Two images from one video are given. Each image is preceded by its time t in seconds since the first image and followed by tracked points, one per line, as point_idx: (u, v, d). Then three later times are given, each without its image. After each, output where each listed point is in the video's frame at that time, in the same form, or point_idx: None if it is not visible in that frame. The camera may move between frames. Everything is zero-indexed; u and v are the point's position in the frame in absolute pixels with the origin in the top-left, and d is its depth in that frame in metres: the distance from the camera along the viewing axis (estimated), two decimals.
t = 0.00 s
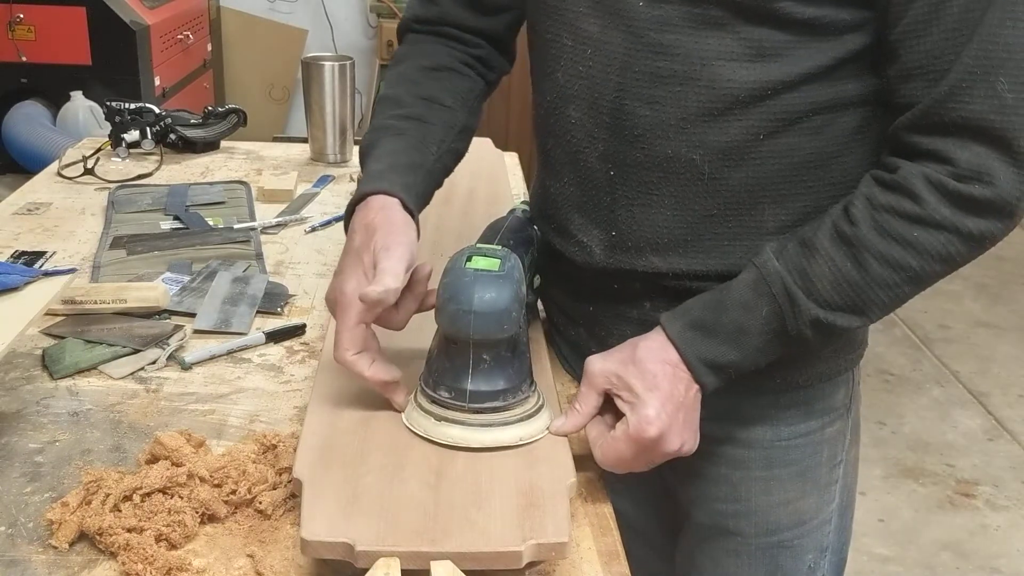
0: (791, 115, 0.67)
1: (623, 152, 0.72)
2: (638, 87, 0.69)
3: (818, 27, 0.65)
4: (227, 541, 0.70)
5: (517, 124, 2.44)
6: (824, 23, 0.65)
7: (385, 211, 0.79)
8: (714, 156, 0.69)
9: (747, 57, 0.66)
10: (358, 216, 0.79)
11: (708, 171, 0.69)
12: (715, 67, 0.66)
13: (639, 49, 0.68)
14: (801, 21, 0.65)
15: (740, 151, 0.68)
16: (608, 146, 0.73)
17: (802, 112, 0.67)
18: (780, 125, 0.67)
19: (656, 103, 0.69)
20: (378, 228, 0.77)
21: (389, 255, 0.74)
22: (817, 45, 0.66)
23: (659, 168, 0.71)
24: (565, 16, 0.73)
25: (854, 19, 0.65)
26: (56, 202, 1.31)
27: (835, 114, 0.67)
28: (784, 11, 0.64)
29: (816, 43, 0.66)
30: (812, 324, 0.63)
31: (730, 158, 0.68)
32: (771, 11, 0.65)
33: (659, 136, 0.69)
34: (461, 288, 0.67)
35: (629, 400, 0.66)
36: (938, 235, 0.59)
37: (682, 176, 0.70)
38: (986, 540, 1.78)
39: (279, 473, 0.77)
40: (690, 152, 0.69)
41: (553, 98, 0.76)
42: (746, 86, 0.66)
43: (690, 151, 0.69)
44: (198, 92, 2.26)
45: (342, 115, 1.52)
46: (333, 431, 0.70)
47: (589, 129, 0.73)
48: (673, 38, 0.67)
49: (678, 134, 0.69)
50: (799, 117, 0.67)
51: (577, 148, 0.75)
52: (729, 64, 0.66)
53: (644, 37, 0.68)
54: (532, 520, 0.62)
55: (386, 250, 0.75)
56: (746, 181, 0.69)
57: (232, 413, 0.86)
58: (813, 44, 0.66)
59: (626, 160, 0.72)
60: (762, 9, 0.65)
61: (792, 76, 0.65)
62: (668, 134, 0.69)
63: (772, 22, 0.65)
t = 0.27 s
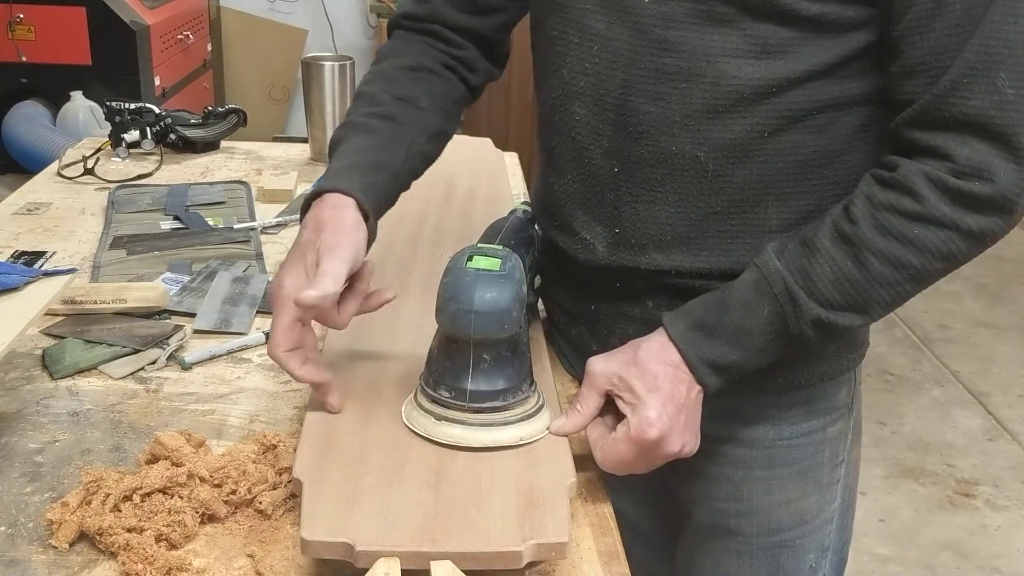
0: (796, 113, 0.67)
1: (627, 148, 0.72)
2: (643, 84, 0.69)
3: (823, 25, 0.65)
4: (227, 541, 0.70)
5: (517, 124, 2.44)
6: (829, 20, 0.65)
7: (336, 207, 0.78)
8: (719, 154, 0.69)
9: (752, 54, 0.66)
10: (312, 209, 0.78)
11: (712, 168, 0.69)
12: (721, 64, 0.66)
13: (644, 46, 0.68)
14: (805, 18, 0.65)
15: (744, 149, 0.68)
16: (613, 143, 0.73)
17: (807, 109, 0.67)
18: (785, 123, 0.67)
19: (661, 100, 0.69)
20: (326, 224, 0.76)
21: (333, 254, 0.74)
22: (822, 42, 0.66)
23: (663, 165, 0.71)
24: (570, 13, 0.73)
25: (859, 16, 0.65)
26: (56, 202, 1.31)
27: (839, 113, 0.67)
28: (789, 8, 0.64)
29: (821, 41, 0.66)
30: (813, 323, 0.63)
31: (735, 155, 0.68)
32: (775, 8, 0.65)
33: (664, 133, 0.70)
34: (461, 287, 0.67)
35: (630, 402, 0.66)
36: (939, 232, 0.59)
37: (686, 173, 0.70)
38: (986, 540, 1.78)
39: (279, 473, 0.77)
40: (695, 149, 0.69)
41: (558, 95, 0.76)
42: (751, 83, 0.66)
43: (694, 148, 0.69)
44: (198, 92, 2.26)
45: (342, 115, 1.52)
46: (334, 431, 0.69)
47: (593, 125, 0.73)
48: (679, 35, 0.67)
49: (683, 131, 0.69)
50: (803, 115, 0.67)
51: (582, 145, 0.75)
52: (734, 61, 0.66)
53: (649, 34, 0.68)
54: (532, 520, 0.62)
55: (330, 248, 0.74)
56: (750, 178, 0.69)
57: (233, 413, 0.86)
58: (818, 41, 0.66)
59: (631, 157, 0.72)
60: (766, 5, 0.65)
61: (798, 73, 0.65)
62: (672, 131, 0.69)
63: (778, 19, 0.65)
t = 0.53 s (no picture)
0: (797, 110, 0.67)
1: (628, 145, 0.72)
2: (645, 82, 0.69)
3: (824, 23, 0.65)
4: (227, 541, 0.70)
5: (517, 124, 2.44)
6: (830, 18, 0.65)
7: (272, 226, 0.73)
8: (719, 151, 0.69)
9: (753, 51, 0.66)
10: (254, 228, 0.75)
11: (713, 165, 0.69)
12: (722, 62, 0.66)
13: (646, 43, 0.68)
14: (806, 15, 0.65)
15: (745, 146, 0.68)
16: (614, 140, 0.73)
17: (808, 107, 0.67)
18: (786, 121, 0.67)
19: (663, 97, 0.69)
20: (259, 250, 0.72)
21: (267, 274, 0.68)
22: (824, 40, 0.66)
23: (664, 163, 0.71)
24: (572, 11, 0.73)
25: (860, 14, 0.64)
26: (56, 202, 1.31)
27: (840, 110, 0.67)
28: (790, 6, 0.64)
29: (822, 39, 0.65)
30: (813, 321, 0.63)
31: (736, 152, 0.68)
32: (776, 5, 0.65)
33: (665, 130, 0.70)
34: (461, 287, 0.67)
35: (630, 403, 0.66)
36: (938, 230, 0.59)
37: (687, 171, 0.70)
38: (986, 540, 1.78)
39: (279, 473, 0.77)
40: (696, 146, 0.69)
41: (559, 93, 0.76)
42: (752, 81, 0.66)
43: (695, 146, 0.69)
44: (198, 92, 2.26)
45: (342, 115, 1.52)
46: (334, 431, 0.69)
47: (594, 123, 0.73)
48: (680, 33, 0.67)
49: (684, 128, 0.69)
50: (804, 112, 0.67)
51: (583, 143, 0.75)
52: (736, 59, 0.66)
53: (650, 32, 0.68)
54: (532, 520, 0.62)
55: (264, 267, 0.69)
56: (751, 176, 0.69)
57: (233, 413, 0.86)
58: (820, 39, 0.66)
59: (631, 154, 0.72)
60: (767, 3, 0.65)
61: (799, 71, 0.65)
62: (673, 129, 0.69)
63: (779, 17, 0.65)
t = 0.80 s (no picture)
0: (797, 110, 0.67)
1: (628, 144, 0.72)
2: (645, 80, 0.69)
3: (823, 23, 0.65)
4: (227, 541, 0.70)
5: (517, 125, 2.44)
6: (830, 17, 0.65)
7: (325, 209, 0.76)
8: (719, 150, 0.69)
9: (753, 50, 0.66)
10: (301, 217, 0.77)
11: (713, 164, 0.69)
12: (722, 61, 0.66)
13: (646, 43, 0.68)
14: (805, 14, 0.65)
15: (745, 145, 0.68)
16: (614, 139, 0.73)
17: (808, 106, 0.67)
18: (786, 120, 0.67)
19: (663, 96, 0.69)
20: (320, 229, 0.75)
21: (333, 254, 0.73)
22: (824, 40, 0.66)
23: (664, 162, 0.71)
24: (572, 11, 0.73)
25: (860, 14, 0.64)
26: (56, 202, 1.31)
27: (840, 110, 0.67)
28: (791, 6, 0.64)
29: (822, 38, 0.66)
30: (812, 321, 0.63)
31: (735, 152, 0.68)
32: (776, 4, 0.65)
33: (665, 129, 0.70)
34: (461, 287, 0.67)
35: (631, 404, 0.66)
36: (937, 229, 0.59)
37: (687, 170, 0.70)
38: (986, 540, 1.78)
39: (279, 473, 0.77)
40: (696, 145, 0.69)
41: (559, 93, 0.76)
42: (752, 80, 0.66)
43: (695, 145, 0.69)
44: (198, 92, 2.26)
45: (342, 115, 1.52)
46: (333, 431, 0.69)
47: (594, 122, 0.73)
48: (680, 32, 0.67)
49: (683, 127, 0.69)
50: (804, 112, 0.67)
51: (583, 142, 0.75)
52: (736, 58, 0.66)
53: (650, 31, 0.68)
54: (532, 520, 0.62)
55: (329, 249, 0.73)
56: (751, 175, 0.69)
57: (232, 413, 0.86)
58: (820, 38, 0.66)
59: (632, 153, 0.72)
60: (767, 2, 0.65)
61: (799, 70, 0.65)
62: (673, 128, 0.69)
63: (779, 16, 0.65)
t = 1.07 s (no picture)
0: (799, 110, 0.67)
1: (630, 145, 0.72)
2: (646, 81, 0.69)
3: (825, 23, 0.65)
4: (227, 541, 0.70)
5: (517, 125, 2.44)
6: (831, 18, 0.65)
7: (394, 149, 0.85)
8: (721, 150, 0.69)
9: (755, 51, 0.66)
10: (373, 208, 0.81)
11: (715, 165, 0.69)
12: (724, 61, 0.66)
13: (647, 43, 0.68)
14: (807, 15, 0.65)
15: (747, 145, 0.68)
16: (617, 140, 0.73)
17: (810, 107, 0.66)
18: (788, 120, 0.67)
19: (664, 97, 0.69)
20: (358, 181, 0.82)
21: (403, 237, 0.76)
22: (826, 40, 0.65)
23: (666, 162, 0.71)
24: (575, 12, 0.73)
25: (861, 14, 0.64)
26: (55, 202, 1.31)
27: (842, 111, 0.67)
28: (791, 5, 0.64)
29: (824, 38, 0.65)
30: (817, 321, 0.63)
31: (737, 152, 0.68)
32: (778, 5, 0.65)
33: (667, 130, 0.70)
34: (461, 287, 0.67)
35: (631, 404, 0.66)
36: (942, 229, 0.59)
37: (690, 170, 0.70)
38: (986, 540, 1.78)
39: (280, 473, 0.77)
40: (698, 145, 0.69)
41: (562, 94, 0.76)
42: (754, 80, 0.66)
43: (697, 145, 0.69)
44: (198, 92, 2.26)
45: (342, 115, 1.52)
46: (334, 430, 0.70)
47: (597, 123, 0.73)
48: (681, 32, 0.67)
49: (685, 128, 0.69)
50: (806, 112, 0.67)
51: (585, 143, 0.75)
52: (737, 58, 0.66)
53: (652, 32, 0.68)
54: (532, 520, 0.62)
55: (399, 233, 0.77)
56: (752, 175, 0.69)
57: (232, 413, 0.86)
58: (821, 39, 0.65)
59: (634, 154, 0.72)
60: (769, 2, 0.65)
61: (800, 70, 0.65)
62: (675, 128, 0.69)
63: (780, 15, 0.65)
